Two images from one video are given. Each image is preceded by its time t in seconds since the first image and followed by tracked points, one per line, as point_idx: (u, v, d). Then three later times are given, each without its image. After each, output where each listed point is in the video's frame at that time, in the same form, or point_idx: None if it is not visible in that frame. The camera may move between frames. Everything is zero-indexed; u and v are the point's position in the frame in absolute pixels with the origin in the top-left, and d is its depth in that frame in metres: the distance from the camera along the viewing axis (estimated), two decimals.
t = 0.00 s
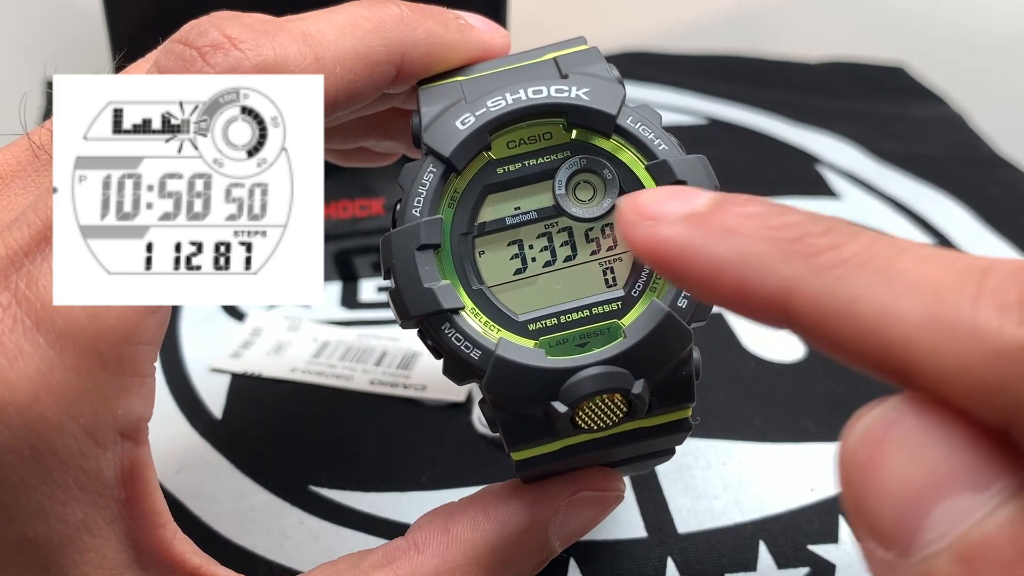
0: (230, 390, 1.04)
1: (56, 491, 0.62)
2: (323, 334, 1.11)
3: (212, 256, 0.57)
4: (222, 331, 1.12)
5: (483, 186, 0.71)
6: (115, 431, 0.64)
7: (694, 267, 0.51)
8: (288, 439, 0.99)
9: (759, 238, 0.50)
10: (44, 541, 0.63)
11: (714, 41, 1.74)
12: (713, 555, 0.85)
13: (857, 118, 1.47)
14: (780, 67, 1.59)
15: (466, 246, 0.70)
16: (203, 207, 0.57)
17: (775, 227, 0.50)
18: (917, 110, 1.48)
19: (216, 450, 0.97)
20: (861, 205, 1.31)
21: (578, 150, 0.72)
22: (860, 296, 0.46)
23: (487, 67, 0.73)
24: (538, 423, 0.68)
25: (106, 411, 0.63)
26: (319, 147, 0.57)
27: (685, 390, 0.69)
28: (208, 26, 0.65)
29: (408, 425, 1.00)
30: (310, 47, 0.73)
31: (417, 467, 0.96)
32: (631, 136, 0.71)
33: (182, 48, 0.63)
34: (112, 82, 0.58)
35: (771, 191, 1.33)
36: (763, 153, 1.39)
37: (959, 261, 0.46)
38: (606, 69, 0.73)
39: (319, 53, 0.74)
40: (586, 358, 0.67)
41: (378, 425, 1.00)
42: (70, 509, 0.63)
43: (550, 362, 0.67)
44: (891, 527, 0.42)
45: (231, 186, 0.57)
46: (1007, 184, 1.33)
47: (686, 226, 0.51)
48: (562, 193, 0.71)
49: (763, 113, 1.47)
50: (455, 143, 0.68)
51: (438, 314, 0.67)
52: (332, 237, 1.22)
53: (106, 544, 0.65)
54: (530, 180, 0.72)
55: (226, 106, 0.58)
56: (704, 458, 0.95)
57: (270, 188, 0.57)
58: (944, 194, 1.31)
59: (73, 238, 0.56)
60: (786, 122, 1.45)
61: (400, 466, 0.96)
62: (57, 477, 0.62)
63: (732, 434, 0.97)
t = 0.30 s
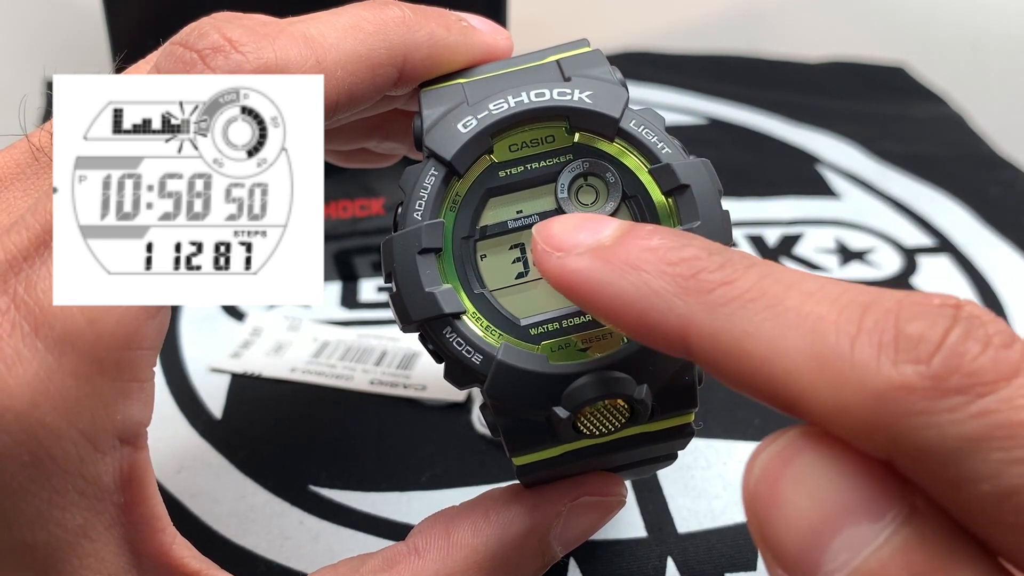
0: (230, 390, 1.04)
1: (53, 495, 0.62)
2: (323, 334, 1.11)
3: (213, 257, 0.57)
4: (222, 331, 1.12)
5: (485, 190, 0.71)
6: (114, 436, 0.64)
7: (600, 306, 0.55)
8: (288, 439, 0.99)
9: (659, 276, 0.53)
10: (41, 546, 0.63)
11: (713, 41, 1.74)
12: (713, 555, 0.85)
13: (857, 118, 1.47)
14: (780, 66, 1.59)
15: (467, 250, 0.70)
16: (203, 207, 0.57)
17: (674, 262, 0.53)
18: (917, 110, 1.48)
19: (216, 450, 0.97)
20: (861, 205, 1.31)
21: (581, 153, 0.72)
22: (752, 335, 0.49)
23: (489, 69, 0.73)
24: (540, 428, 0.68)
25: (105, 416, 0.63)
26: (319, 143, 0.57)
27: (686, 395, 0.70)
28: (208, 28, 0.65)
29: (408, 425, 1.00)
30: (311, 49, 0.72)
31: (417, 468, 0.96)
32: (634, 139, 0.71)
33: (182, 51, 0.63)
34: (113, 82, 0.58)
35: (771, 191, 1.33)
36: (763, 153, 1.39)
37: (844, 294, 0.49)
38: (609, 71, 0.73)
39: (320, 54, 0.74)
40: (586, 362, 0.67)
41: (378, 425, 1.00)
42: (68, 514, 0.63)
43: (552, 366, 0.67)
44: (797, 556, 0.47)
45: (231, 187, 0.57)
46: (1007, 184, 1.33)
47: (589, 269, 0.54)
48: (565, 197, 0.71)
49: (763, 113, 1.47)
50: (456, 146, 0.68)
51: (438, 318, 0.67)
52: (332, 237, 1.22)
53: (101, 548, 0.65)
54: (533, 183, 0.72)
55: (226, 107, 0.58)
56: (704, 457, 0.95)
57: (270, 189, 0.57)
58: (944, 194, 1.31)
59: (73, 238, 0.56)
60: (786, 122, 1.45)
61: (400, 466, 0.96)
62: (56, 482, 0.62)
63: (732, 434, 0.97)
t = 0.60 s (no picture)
0: (230, 390, 1.04)
1: (47, 495, 0.62)
2: (323, 334, 1.11)
3: (213, 257, 0.57)
4: (222, 331, 1.12)
5: (482, 188, 0.71)
6: (110, 436, 0.64)
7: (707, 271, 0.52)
8: (288, 439, 0.99)
9: (750, 251, 0.52)
10: (38, 546, 0.63)
11: (712, 41, 1.74)
12: (713, 554, 0.85)
13: (856, 118, 1.47)
14: (779, 66, 1.59)
15: (464, 248, 0.70)
16: (203, 206, 0.57)
17: (763, 237, 0.52)
18: (916, 110, 1.48)
19: (216, 450, 0.97)
20: (862, 205, 1.31)
21: (578, 150, 0.72)
22: (887, 310, 0.48)
23: (486, 66, 0.73)
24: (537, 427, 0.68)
25: (101, 415, 0.63)
26: (319, 147, 0.57)
27: (683, 393, 0.70)
28: (204, 26, 0.66)
29: (408, 425, 1.00)
30: (307, 47, 0.73)
31: (417, 467, 0.96)
32: (631, 136, 0.71)
33: (177, 48, 0.63)
34: (113, 82, 0.58)
35: (770, 191, 1.33)
36: (762, 152, 1.39)
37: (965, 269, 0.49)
38: (606, 68, 0.73)
39: (316, 52, 0.74)
40: (584, 361, 0.67)
41: (378, 425, 1.01)
42: (61, 514, 0.63)
43: (548, 364, 0.67)
44: (893, 537, 0.45)
45: (231, 187, 0.57)
46: (1008, 183, 1.33)
47: (678, 242, 0.52)
48: (562, 194, 0.71)
49: (763, 112, 1.47)
50: (452, 143, 0.69)
51: (435, 316, 0.67)
52: (332, 237, 1.23)
53: (98, 548, 0.65)
54: (530, 181, 0.72)
55: (226, 107, 0.58)
56: (704, 457, 0.95)
57: (270, 189, 0.57)
58: (944, 193, 1.31)
59: (73, 238, 0.57)
60: (786, 122, 1.45)
61: (400, 466, 0.96)
62: (51, 483, 0.62)
63: (732, 434, 0.97)
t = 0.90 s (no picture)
0: (230, 390, 1.04)
1: (47, 496, 0.62)
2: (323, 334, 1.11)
3: (213, 257, 0.57)
4: (222, 331, 1.12)
5: (482, 188, 0.71)
6: (110, 437, 0.64)
7: None
8: (288, 439, 0.99)
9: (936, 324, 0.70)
10: (36, 546, 0.63)
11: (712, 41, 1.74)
12: (713, 555, 0.85)
13: (856, 118, 1.47)
14: (779, 67, 1.59)
15: (464, 248, 0.70)
16: (203, 206, 0.57)
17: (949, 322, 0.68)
18: (916, 110, 1.49)
19: (216, 450, 0.97)
20: (862, 205, 1.31)
21: (579, 150, 0.72)
22: None
23: (486, 66, 0.73)
24: (537, 427, 0.68)
25: (100, 416, 0.63)
26: (319, 142, 0.57)
27: (684, 394, 0.70)
28: (203, 26, 0.66)
29: (408, 425, 1.00)
30: (306, 46, 0.72)
31: (417, 468, 0.96)
32: (632, 136, 0.71)
33: (176, 48, 0.63)
34: (113, 82, 0.58)
35: (770, 191, 1.33)
36: (762, 152, 1.39)
37: None
38: (607, 67, 0.73)
39: (315, 51, 0.74)
40: (584, 361, 0.67)
41: (378, 425, 1.00)
42: (61, 514, 0.63)
43: (548, 364, 0.67)
44: None
45: (231, 187, 0.57)
46: (1008, 183, 1.33)
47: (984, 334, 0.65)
48: (562, 194, 0.71)
49: (762, 112, 1.47)
50: (452, 143, 0.69)
51: (434, 316, 0.67)
52: (332, 237, 1.23)
53: (96, 548, 0.65)
54: (530, 181, 0.72)
55: (226, 107, 0.58)
56: (704, 457, 0.95)
57: (270, 189, 0.57)
58: (944, 194, 1.31)
59: (73, 238, 0.57)
60: (786, 122, 1.45)
61: (400, 466, 0.96)
62: (50, 484, 0.62)
63: (732, 434, 0.97)
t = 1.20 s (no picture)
0: (230, 390, 1.04)
1: (47, 496, 0.62)
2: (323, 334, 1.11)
3: (212, 257, 0.57)
4: (222, 331, 1.12)
5: (482, 187, 0.71)
6: (109, 437, 0.64)
7: None
8: (287, 439, 0.99)
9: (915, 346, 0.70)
10: (36, 546, 0.63)
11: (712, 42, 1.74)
12: (713, 555, 0.85)
13: (856, 118, 1.47)
14: (779, 67, 1.59)
15: (464, 248, 0.70)
16: (203, 207, 0.57)
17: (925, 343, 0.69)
18: (916, 110, 1.49)
19: (216, 450, 0.97)
20: (861, 205, 1.31)
21: (579, 150, 0.72)
22: None
23: (486, 65, 0.73)
24: (537, 427, 0.68)
25: (99, 417, 0.63)
26: (319, 143, 0.57)
27: (684, 394, 0.70)
28: (202, 25, 0.66)
29: (408, 425, 1.00)
30: (306, 46, 0.72)
31: (417, 467, 0.96)
32: (632, 136, 0.71)
33: (175, 48, 0.63)
34: (113, 82, 0.58)
35: (770, 191, 1.33)
36: (762, 152, 1.39)
37: None
38: (607, 67, 0.73)
39: (314, 51, 0.74)
40: (584, 361, 0.67)
41: (378, 425, 1.00)
42: (60, 515, 0.63)
43: (548, 364, 0.67)
44: None
45: (231, 187, 0.57)
46: (1008, 183, 1.33)
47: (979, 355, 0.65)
48: (562, 194, 0.71)
49: (762, 112, 1.47)
50: (452, 143, 0.68)
51: (434, 316, 0.67)
52: (332, 237, 1.23)
53: (96, 548, 0.65)
54: (529, 181, 0.72)
55: (226, 107, 0.58)
56: (704, 457, 0.95)
57: (270, 189, 0.57)
58: (943, 194, 1.31)
59: (73, 238, 0.57)
60: (786, 122, 1.45)
61: (400, 466, 0.96)
62: (49, 484, 0.62)
63: (732, 434, 0.97)
